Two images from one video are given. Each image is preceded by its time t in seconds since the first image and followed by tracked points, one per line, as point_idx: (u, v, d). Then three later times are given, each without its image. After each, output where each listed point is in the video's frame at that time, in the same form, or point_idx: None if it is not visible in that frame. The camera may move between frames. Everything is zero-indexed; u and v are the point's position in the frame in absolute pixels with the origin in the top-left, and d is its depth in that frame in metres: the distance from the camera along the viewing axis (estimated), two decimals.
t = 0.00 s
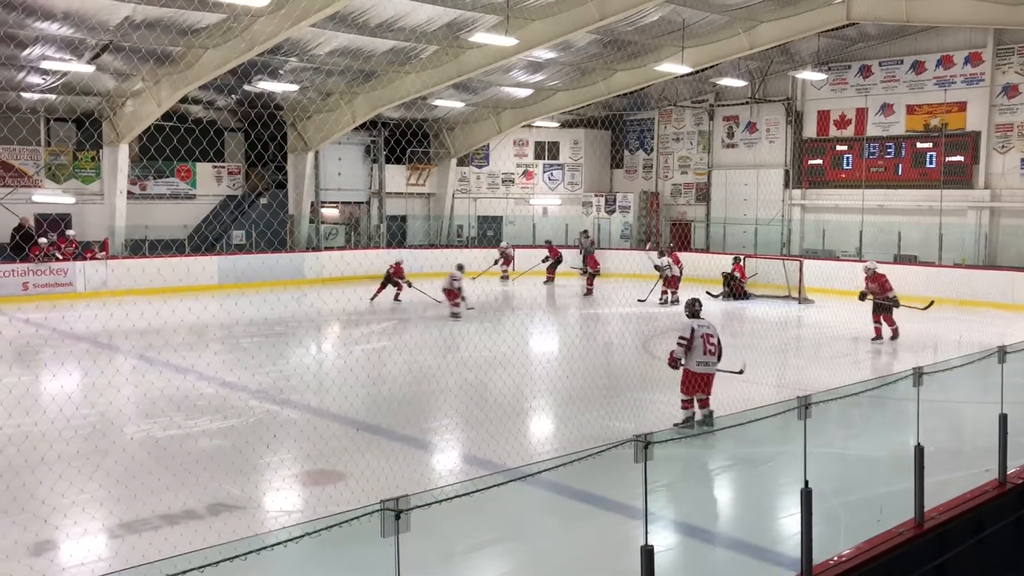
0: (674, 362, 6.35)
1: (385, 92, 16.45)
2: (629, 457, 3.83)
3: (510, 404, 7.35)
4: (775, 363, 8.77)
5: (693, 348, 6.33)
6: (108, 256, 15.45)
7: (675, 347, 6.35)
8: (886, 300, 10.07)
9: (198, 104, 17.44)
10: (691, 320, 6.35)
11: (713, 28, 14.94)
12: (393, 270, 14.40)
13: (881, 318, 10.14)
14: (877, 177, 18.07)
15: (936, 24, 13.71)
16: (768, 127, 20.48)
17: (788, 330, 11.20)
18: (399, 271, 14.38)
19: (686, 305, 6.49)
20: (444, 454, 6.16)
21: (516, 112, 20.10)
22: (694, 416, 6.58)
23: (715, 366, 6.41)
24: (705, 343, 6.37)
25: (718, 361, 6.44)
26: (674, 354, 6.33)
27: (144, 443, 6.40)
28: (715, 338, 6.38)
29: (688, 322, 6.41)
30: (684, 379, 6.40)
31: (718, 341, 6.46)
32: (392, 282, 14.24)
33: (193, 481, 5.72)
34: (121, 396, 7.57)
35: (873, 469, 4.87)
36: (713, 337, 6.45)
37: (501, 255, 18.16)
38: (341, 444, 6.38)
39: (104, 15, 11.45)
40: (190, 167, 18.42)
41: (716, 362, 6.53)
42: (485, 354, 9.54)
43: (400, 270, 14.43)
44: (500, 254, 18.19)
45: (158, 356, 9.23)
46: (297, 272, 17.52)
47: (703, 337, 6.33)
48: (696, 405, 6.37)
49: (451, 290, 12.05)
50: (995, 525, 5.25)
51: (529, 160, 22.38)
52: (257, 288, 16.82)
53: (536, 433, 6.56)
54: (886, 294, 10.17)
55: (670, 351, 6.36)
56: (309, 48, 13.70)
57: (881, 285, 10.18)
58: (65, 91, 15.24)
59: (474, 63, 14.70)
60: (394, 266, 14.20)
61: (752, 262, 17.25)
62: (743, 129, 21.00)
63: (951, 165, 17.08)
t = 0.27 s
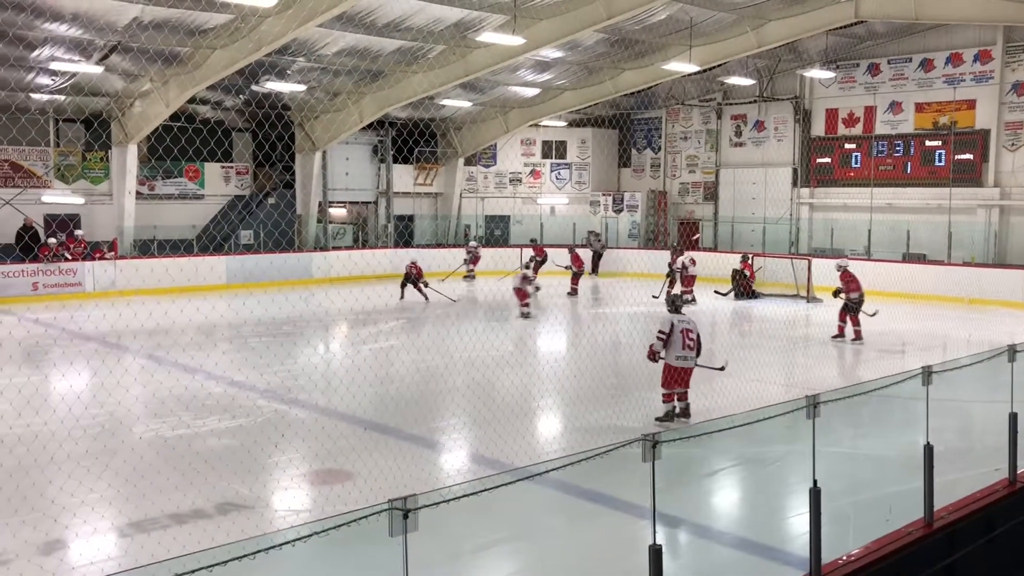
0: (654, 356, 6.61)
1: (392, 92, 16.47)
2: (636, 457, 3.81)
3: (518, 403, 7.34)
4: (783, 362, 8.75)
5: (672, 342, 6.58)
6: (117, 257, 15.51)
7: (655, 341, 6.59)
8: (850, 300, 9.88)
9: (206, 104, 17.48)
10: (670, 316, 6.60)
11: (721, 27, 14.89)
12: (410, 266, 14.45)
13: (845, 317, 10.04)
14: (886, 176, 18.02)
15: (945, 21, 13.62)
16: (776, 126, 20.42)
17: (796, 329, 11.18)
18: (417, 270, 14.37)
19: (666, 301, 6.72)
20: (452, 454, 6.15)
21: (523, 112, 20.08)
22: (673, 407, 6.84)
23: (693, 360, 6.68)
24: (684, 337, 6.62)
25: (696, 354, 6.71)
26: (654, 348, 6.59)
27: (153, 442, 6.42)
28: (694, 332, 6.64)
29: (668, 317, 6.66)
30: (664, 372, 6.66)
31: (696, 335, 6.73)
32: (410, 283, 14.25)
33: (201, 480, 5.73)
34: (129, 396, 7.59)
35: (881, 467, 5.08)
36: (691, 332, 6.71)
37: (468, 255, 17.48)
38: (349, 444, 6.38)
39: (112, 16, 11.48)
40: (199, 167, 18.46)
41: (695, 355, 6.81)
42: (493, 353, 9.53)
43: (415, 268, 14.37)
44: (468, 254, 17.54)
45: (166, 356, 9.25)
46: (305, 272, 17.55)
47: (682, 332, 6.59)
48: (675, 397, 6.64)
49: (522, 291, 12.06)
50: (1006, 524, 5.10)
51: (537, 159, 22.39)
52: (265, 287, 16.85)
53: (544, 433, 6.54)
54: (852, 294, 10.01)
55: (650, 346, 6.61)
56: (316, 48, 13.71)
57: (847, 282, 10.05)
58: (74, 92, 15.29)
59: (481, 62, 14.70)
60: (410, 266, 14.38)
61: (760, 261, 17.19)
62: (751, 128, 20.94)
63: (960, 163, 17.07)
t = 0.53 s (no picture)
0: (633, 351, 6.77)
1: (396, 91, 16.48)
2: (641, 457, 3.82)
3: (523, 403, 7.34)
4: (788, 361, 8.73)
5: (650, 338, 6.76)
6: (122, 257, 15.53)
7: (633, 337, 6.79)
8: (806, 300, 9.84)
9: (211, 104, 17.50)
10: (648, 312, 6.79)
11: (725, 25, 14.87)
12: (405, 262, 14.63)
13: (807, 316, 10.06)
14: (892, 174, 17.97)
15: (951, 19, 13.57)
16: (781, 124, 20.38)
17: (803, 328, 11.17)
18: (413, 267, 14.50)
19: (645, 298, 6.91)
20: (457, 454, 6.15)
21: (528, 111, 20.08)
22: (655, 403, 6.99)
23: (673, 355, 6.83)
24: (662, 333, 6.79)
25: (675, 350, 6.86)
26: (632, 342, 6.78)
27: (159, 442, 6.43)
28: (673, 328, 6.80)
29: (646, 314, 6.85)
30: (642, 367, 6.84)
31: (676, 331, 6.89)
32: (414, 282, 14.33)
33: (207, 480, 5.74)
34: (135, 396, 7.60)
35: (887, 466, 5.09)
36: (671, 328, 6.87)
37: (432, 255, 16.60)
38: (355, 443, 6.39)
39: (117, 17, 11.50)
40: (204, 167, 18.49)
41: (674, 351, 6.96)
42: (498, 352, 9.53)
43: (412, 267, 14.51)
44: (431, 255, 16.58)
45: (172, 356, 9.27)
46: (310, 272, 17.58)
47: (659, 328, 6.76)
48: (654, 392, 6.81)
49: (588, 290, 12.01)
50: (1014, 523, 5.11)
51: (542, 159, 22.41)
52: (271, 288, 16.87)
53: (549, 432, 6.54)
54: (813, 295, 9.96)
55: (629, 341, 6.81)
56: (321, 48, 13.73)
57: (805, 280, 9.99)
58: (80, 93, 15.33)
59: (485, 62, 14.71)
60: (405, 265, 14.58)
61: (765, 260, 17.15)
62: (756, 127, 20.91)
63: (965, 161, 17.00)
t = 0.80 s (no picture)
0: (611, 347, 6.82)
1: (397, 91, 16.48)
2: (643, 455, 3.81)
3: (525, 402, 7.33)
4: (790, 360, 8.72)
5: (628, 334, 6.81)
6: (124, 257, 15.54)
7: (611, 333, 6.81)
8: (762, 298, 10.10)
9: (213, 104, 17.50)
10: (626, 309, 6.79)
11: (727, 24, 14.85)
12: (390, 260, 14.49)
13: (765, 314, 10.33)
14: (894, 173, 17.92)
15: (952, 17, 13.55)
16: (783, 123, 20.36)
17: (805, 326, 11.16)
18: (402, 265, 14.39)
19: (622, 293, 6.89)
20: (459, 453, 6.15)
21: (529, 110, 20.07)
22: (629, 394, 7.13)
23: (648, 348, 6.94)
24: (639, 328, 6.85)
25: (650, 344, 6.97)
26: (610, 340, 6.78)
27: (162, 442, 6.43)
28: (649, 323, 6.86)
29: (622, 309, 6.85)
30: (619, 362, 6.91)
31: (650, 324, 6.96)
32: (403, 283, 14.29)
33: (209, 479, 5.74)
34: (137, 395, 7.61)
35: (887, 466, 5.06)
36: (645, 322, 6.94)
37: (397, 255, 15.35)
38: (357, 442, 6.40)
39: (119, 17, 11.51)
40: (205, 166, 18.53)
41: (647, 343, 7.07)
42: (500, 351, 9.53)
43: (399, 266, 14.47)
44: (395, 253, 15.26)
45: (174, 355, 9.27)
46: (313, 271, 17.59)
47: (637, 324, 6.81)
48: (631, 386, 6.94)
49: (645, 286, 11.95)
50: (1016, 522, 5.08)
51: (543, 158, 22.42)
52: (272, 287, 16.88)
53: (551, 432, 6.52)
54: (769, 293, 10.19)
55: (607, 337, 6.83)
56: (322, 48, 13.73)
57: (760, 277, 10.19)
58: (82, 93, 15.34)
59: (487, 61, 14.71)
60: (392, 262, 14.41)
61: (767, 258, 17.13)
62: (758, 125, 20.89)
63: (968, 159, 16.96)
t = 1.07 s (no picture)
0: (589, 345, 6.85)
1: (398, 91, 16.49)
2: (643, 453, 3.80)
3: (525, 401, 7.34)
4: (790, 359, 8.72)
5: (605, 331, 6.88)
6: (125, 256, 15.54)
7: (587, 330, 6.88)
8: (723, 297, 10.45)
9: (213, 103, 17.49)
10: (601, 306, 6.86)
11: (728, 23, 14.83)
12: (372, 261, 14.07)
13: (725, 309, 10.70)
14: (895, 172, 17.83)
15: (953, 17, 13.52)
16: (784, 122, 20.33)
17: (806, 326, 11.15)
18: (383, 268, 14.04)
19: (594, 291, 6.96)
20: (460, 452, 6.15)
21: (530, 109, 20.07)
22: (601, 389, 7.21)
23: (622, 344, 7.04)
24: (614, 325, 6.94)
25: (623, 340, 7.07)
26: (588, 337, 6.84)
27: (162, 441, 6.44)
28: (622, 319, 6.97)
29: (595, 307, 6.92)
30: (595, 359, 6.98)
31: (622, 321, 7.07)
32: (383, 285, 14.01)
33: (210, 478, 5.75)
34: (138, 394, 7.62)
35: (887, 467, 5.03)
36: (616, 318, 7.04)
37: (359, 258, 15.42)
38: (358, 441, 6.40)
39: (119, 16, 11.51)
40: (206, 166, 18.53)
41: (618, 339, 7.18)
42: (500, 351, 9.53)
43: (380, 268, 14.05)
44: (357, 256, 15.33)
45: (174, 355, 9.27)
46: (313, 271, 17.60)
47: (613, 321, 6.90)
48: (604, 382, 7.01)
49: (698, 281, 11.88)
50: (1015, 522, 5.06)
51: (544, 157, 22.42)
52: (273, 287, 16.88)
53: (551, 431, 6.52)
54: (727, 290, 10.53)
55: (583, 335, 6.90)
56: (322, 47, 13.73)
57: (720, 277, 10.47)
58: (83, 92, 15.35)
59: (487, 60, 14.71)
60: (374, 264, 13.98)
61: (768, 257, 17.11)
62: (758, 124, 20.87)
63: (969, 158, 16.87)
